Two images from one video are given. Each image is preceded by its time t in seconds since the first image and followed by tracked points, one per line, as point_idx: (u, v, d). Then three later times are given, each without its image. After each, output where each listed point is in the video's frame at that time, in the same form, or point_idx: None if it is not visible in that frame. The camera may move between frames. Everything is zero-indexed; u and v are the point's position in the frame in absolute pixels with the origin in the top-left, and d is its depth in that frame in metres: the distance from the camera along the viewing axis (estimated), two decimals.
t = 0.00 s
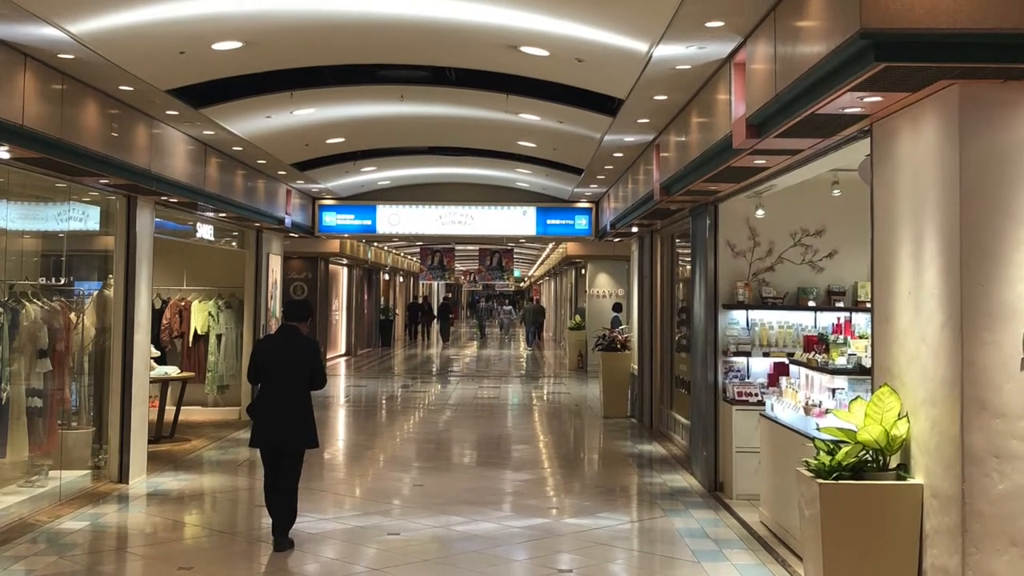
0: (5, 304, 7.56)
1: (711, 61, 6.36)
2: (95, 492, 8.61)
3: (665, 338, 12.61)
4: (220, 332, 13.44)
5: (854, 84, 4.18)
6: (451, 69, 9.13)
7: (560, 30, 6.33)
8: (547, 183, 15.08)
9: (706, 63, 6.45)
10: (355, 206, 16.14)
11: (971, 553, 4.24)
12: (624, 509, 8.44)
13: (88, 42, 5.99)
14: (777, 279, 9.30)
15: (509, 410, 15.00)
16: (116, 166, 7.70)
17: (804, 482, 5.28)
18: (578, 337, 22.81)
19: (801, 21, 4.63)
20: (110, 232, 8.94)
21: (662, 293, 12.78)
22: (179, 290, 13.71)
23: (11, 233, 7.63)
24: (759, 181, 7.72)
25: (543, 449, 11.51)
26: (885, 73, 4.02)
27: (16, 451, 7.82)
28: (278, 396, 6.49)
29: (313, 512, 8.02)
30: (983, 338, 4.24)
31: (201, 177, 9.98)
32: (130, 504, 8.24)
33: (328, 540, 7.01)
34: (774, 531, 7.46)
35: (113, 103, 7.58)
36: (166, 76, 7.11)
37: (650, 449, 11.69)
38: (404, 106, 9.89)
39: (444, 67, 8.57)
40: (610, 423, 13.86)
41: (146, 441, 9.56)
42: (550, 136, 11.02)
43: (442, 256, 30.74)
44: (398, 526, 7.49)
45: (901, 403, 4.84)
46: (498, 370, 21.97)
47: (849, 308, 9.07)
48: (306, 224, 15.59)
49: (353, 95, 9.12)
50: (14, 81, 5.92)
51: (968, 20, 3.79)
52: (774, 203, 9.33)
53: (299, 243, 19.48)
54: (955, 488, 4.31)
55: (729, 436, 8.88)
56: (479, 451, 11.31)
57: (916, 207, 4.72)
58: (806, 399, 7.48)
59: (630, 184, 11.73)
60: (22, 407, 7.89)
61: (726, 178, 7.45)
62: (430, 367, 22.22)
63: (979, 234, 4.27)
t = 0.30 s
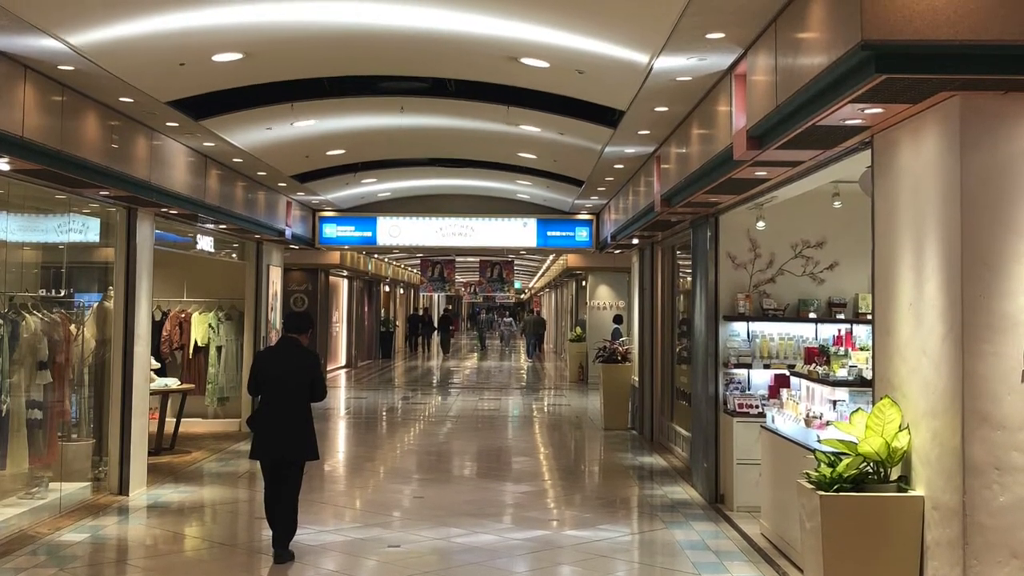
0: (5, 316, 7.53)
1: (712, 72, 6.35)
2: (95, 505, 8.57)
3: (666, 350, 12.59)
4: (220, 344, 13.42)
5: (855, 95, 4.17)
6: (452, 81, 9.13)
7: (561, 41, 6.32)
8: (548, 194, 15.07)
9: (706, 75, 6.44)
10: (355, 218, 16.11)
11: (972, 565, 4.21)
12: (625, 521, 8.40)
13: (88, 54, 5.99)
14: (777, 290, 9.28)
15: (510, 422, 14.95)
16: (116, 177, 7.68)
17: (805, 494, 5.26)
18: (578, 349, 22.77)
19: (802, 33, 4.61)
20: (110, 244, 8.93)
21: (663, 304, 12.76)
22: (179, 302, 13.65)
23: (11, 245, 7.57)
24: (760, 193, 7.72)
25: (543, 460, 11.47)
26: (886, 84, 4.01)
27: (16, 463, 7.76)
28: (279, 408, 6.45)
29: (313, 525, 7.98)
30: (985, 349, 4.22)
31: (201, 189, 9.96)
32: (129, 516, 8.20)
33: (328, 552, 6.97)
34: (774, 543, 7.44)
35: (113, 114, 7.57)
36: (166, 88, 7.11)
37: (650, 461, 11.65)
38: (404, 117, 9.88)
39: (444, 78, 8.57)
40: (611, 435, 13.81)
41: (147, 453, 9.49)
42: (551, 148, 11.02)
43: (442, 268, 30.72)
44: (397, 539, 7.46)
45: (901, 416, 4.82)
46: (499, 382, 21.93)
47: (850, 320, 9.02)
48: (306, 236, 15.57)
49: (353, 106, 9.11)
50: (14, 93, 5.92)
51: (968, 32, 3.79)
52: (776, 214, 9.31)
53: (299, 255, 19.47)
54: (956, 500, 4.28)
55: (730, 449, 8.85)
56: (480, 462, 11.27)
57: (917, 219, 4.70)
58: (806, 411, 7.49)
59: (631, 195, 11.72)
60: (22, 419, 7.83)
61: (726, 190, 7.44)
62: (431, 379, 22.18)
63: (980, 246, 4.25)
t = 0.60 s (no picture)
0: (4, 328, 7.49)
1: (713, 84, 6.34)
2: (95, 517, 8.54)
3: (667, 362, 12.57)
4: (221, 356, 13.37)
5: (856, 107, 4.15)
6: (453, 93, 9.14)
7: (561, 53, 6.32)
8: (549, 206, 15.06)
9: (707, 86, 6.43)
10: (355, 230, 16.10)
11: None
12: (627, 533, 8.36)
13: (88, 65, 5.98)
14: (779, 302, 9.27)
15: (510, 433, 14.92)
16: (116, 188, 7.67)
17: (806, 507, 5.24)
18: (579, 361, 22.74)
19: (803, 44, 4.60)
20: (110, 255, 8.92)
21: (664, 316, 12.73)
22: (179, 313, 13.61)
23: (11, 257, 7.56)
24: (761, 205, 7.70)
25: (544, 472, 11.43)
26: (887, 96, 3.99)
27: (16, 475, 7.70)
28: (279, 420, 6.41)
29: (313, 537, 7.95)
30: (986, 361, 4.20)
31: (201, 201, 9.95)
32: (130, 528, 8.16)
33: (328, 564, 6.94)
34: (775, 555, 7.40)
35: (113, 126, 7.56)
36: (166, 99, 7.10)
37: (651, 473, 11.62)
38: (405, 129, 9.88)
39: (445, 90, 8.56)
40: (612, 447, 13.78)
41: (147, 465, 9.47)
42: (551, 159, 11.01)
43: (443, 279, 30.73)
44: (397, 551, 7.43)
45: (902, 428, 4.79)
46: (499, 394, 21.90)
47: (850, 331, 8.97)
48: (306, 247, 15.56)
49: (354, 118, 9.11)
50: (14, 104, 5.91)
51: (968, 45, 3.78)
52: (777, 226, 9.30)
53: (299, 267, 19.47)
54: (957, 512, 4.25)
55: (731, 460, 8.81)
56: (480, 474, 11.24)
57: (917, 230, 4.68)
58: (808, 422, 7.44)
59: (631, 207, 11.73)
60: (22, 431, 7.78)
61: (727, 202, 7.43)
62: (431, 391, 22.17)
63: (981, 257, 4.23)
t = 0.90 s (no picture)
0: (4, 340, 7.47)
1: (713, 95, 6.34)
2: (96, 529, 8.52)
3: (667, 374, 12.54)
4: (220, 368, 13.32)
5: (857, 118, 4.14)
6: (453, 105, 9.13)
7: (562, 65, 6.32)
8: (549, 218, 15.08)
9: (709, 98, 6.42)
10: (355, 242, 16.10)
11: None
12: (628, 545, 8.33)
13: (88, 77, 5.98)
14: (779, 314, 9.24)
15: (511, 445, 14.88)
16: (116, 201, 7.66)
17: (807, 518, 5.20)
18: (580, 372, 22.71)
19: (804, 55, 4.59)
20: (110, 268, 8.91)
21: (664, 327, 12.71)
22: (179, 325, 13.57)
23: (11, 269, 7.53)
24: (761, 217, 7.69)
25: (545, 485, 11.38)
26: (887, 108, 3.98)
27: (16, 487, 7.66)
28: (279, 434, 6.35)
29: (314, 548, 7.92)
30: (987, 373, 4.18)
31: (200, 213, 9.93)
32: (130, 540, 8.13)
33: None
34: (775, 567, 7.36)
35: (113, 138, 7.56)
36: (165, 111, 7.10)
37: (652, 485, 11.58)
38: (406, 141, 9.88)
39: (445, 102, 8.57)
40: (612, 458, 13.74)
41: (147, 477, 9.44)
42: (552, 171, 11.01)
43: (443, 291, 30.74)
44: (398, 563, 7.40)
45: (903, 439, 4.76)
46: (500, 405, 21.87)
47: (851, 343, 8.95)
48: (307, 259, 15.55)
49: (354, 130, 9.13)
50: (14, 116, 5.90)
51: (969, 56, 3.77)
52: (778, 237, 9.30)
53: (299, 279, 19.46)
54: (958, 523, 4.23)
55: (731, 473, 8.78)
56: (481, 486, 11.20)
57: (918, 241, 4.67)
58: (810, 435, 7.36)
59: (632, 219, 11.72)
60: (22, 443, 7.74)
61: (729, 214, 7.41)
62: (432, 403, 22.14)
63: (983, 269, 4.21)
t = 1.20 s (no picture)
0: (4, 352, 7.44)
1: (714, 107, 6.33)
2: (96, 541, 8.51)
3: (668, 386, 12.51)
4: (221, 380, 13.33)
5: (858, 130, 4.12)
6: (454, 117, 9.12)
7: (563, 76, 6.31)
8: (550, 230, 15.07)
9: (709, 109, 6.42)
10: (356, 253, 16.09)
11: None
12: (628, 557, 8.29)
13: (88, 88, 5.98)
14: (781, 326, 9.20)
15: (512, 457, 14.83)
16: (115, 212, 7.65)
17: (809, 530, 5.15)
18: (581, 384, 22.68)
19: (805, 67, 4.59)
20: (110, 279, 8.91)
21: (665, 339, 12.68)
22: (179, 338, 13.53)
23: (11, 280, 7.51)
24: (762, 228, 7.68)
25: (545, 497, 11.33)
26: (888, 120, 3.97)
27: (16, 499, 7.62)
28: (280, 447, 6.31)
29: (314, 561, 7.88)
30: (988, 385, 4.16)
31: (201, 225, 9.92)
32: (130, 552, 8.09)
33: None
34: None
35: (113, 149, 7.55)
36: (165, 123, 7.10)
37: (653, 497, 11.54)
38: (407, 152, 9.88)
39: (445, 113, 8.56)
40: (613, 471, 13.69)
41: (146, 488, 9.41)
42: (553, 182, 11.00)
43: (444, 303, 30.73)
44: None
45: (905, 450, 4.73)
46: (501, 417, 21.82)
47: (852, 355, 8.90)
48: (307, 271, 15.54)
49: (355, 141, 9.13)
50: (14, 127, 5.90)
51: (970, 67, 3.76)
52: (779, 249, 9.27)
53: (299, 291, 19.46)
54: (959, 536, 4.20)
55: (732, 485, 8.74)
56: (481, 498, 11.16)
57: (919, 253, 4.65)
58: (810, 446, 7.31)
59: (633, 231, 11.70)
60: (22, 454, 7.70)
61: (730, 226, 7.40)
62: (432, 415, 22.09)
63: (983, 281, 4.19)
